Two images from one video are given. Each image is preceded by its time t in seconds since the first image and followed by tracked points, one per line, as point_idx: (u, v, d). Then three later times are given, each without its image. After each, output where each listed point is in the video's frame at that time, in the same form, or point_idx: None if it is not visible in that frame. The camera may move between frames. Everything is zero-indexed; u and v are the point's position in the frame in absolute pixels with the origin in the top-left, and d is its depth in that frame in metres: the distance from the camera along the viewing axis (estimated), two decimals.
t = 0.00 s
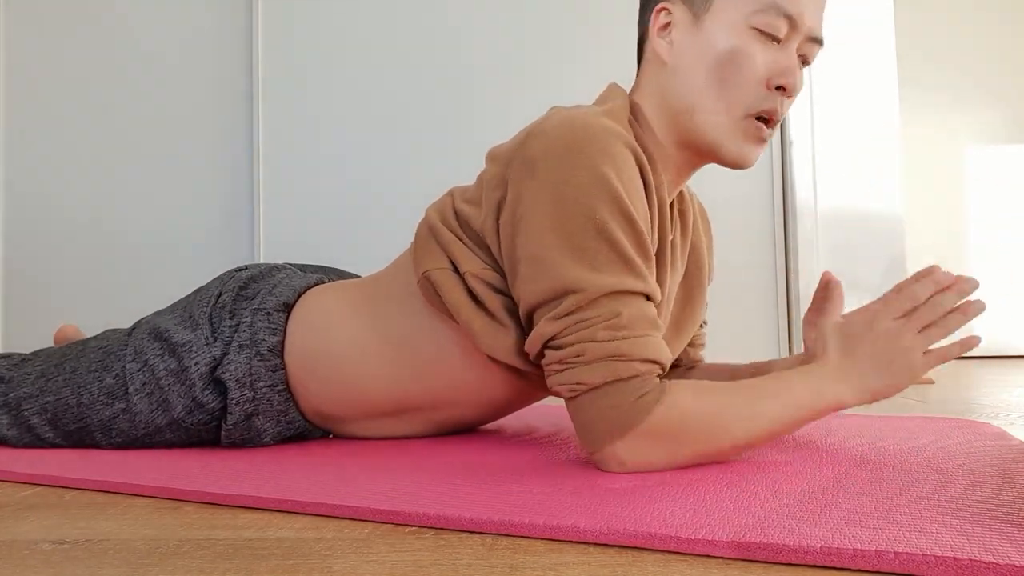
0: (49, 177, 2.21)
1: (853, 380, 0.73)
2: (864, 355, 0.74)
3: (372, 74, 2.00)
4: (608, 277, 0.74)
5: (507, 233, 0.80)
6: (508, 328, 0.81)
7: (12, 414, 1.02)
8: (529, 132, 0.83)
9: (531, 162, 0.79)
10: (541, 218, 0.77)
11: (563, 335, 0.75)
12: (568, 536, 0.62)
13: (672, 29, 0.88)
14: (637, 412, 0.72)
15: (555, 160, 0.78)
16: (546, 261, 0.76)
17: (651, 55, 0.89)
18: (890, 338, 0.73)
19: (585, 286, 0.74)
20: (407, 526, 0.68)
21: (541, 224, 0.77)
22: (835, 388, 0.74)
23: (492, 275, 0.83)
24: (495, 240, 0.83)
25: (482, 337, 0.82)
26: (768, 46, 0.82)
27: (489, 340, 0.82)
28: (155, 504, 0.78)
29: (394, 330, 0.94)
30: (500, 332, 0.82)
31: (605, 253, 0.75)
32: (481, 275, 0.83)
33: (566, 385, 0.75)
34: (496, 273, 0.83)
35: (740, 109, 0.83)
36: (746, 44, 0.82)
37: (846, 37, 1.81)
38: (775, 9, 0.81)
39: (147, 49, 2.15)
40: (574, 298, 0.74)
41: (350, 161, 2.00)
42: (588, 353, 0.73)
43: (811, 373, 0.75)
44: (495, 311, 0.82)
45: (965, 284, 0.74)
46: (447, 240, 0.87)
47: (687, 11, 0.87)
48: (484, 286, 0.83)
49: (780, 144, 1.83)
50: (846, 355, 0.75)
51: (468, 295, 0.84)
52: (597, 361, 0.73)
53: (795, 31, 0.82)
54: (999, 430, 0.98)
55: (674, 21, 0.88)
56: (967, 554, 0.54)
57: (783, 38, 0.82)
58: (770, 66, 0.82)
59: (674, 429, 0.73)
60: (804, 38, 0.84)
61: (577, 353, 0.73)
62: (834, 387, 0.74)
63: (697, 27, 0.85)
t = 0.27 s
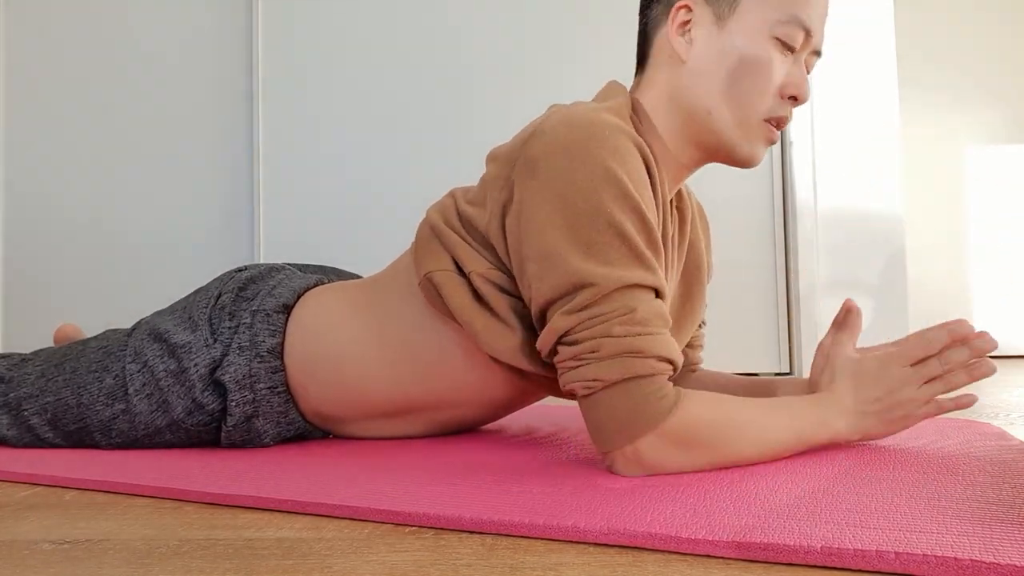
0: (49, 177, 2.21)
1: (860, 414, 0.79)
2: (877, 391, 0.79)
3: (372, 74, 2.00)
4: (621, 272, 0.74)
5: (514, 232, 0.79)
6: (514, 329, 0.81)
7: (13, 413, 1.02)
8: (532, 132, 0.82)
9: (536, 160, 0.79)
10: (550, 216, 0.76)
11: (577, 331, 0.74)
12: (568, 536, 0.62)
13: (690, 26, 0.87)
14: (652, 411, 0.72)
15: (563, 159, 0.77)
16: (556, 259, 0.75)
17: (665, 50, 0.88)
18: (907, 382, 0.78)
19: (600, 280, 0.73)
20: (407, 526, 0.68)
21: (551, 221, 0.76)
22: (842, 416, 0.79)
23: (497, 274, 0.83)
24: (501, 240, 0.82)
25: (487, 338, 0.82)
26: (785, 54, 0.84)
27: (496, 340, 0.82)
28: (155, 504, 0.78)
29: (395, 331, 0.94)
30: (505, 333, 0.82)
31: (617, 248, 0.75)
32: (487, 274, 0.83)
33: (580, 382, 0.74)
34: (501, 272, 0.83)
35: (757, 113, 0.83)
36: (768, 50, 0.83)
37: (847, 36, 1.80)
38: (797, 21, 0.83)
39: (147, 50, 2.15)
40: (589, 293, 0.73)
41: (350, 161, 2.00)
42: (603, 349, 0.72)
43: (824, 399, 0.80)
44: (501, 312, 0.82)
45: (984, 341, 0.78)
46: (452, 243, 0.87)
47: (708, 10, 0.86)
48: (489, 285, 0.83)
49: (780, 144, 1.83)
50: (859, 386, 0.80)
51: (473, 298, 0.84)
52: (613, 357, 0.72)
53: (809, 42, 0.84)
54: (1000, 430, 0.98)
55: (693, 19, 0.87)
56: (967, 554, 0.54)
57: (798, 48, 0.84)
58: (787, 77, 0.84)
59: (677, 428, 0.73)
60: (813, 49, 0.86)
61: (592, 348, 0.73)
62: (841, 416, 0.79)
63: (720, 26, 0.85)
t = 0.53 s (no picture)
0: (49, 178, 2.21)
1: (859, 410, 0.79)
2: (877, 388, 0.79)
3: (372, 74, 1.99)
4: (621, 274, 0.73)
5: (518, 228, 0.79)
6: (514, 331, 0.81)
7: (14, 412, 1.02)
8: (540, 127, 0.82)
9: (540, 158, 0.78)
10: (555, 212, 0.75)
11: (571, 335, 0.74)
12: (568, 536, 0.62)
13: (707, 28, 0.87)
14: (646, 417, 0.72)
15: (571, 154, 0.77)
16: (557, 257, 0.74)
17: (679, 50, 0.88)
18: (903, 380, 0.79)
19: (597, 283, 0.72)
20: (407, 526, 0.68)
21: (553, 219, 0.75)
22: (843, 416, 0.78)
23: (498, 276, 0.83)
24: (504, 238, 0.82)
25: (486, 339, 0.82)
26: (800, 60, 0.85)
27: (494, 342, 0.82)
28: (155, 504, 0.78)
29: (395, 332, 0.94)
30: (505, 335, 0.82)
31: (621, 249, 0.74)
32: (486, 276, 0.83)
33: (575, 386, 0.74)
34: (502, 273, 0.83)
35: (775, 119, 0.84)
36: (785, 56, 0.83)
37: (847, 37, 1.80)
38: (813, 27, 0.84)
39: (147, 50, 2.15)
40: (584, 296, 0.73)
41: (349, 161, 2.00)
42: (599, 354, 0.72)
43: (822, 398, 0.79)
44: (502, 314, 0.82)
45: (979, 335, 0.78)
46: (451, 244, 0.87)
47: (725, 12, 0.86)
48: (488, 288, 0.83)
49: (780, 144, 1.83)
50: (857, 384, 0.80)
51: (473, 300, 0.84)
52: (608, 362, 0.72)
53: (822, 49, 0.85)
54: (999, 429, 0.98)
55: (710, 20, 0.87)
56: (967, 554, 0.54)
57: (812, 54, 0.85)
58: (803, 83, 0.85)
59: (676, 430, 0.72)
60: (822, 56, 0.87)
61: (587, 353, 0.73)
62: (841, 416, 0.78)
63: (739, 29, 0.85)
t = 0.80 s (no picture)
0: (50, 179, 2.21)
1: (854, 410, 0.77)
2: (881, 390, 0.77)
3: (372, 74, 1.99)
4: (618, 277, 0.73)
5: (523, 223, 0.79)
6: (516, 332, 0.81)
7: (19, 409, 1.02)
8: (550, 123, 0.82)
9: (546, 155, 0.79)
10: (560, 209, 0.75)
11: (561, 336, 0.74)
12: (568, 536, 0.62)
13: (717, 30, 0.86)
14: (629, 422, 0.72)
15: (580, 151, 0.77)
16: (558, 256, 0.74)
17: (688, 52, 0.88)
18: (908, 385, 0.77)
19: (592, 287, 0.72)
20: (407, 526, 0.68)
21: (555, 217, 0.75)
22: (843, 417, 0.76)
23: (502, 275, 0.83)
24: (509, 234, 0.82)
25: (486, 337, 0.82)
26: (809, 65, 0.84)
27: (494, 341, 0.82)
28: (155, 504, 0.78)
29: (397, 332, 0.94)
30: (506, 335, 0.81)
31: (624, 253, 0.73)
32: (490, 276, 0.83)
33: (561, 388, 0.74)
34: (505, 274, 0.83)
35: (782, 123, 0.84)
36: (796, 60, 0.83)
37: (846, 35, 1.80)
38: (823, 31, 0.83)
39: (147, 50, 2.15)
40: (576, 298, 0.73)
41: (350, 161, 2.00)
42: (586, 356, 0.72)
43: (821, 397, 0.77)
44: (504, 313, 0.82)
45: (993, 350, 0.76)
46: (453, 241, 0.87)
47: (736, 14, 0.85)
48: (489, 287, 0.83)
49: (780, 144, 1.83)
50: (858, 384, 0.78)
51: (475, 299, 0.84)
52: (594, 365, 0.72)
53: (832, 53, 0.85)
54: (999, 429, 0.98)
55: (721, 22, 0.86)
56: (968, 554, 0.54)
57: (822, 58, 0.85)
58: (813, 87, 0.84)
59: (664, 436, 0.72)
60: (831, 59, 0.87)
61: (575, 355, 0.73)
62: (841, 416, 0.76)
63: (749, 33, 0.84)
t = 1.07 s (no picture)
0: (50, 180, 2.21)
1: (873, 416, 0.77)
2: (898, 400, 0.77)
3: (372, 74, 2.00)
4: (612, 277, 0.73)
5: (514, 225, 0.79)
6: (510, 325, 0.81)
7: (17, 410, 1.02)
8: (543, 123, 0.82)
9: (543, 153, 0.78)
10: (553, 211, 0.75)
11: (561, 335, 0.74)
12: (568, 536, 0.62)
13: (728, 43, 0.86)
14: (633, 421, 0.72)
15: (570, 152, 0.77)
16: (551, 256, 0.74)
17: (697, 59, 0.87)
18: (926, 395, 0.78)
19: (588, 286, 0.72)
20: (407, 526, 0.68)
21: (549, 217, 0.75)
22: (863, 424, 0.75)
23: (495, 268, 0.83)
24: (502, 235, 0.82)
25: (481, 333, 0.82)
26: (810, 97, 0.84)
27: (490, 337, 0.82)
28: (155, 504, 0.78)
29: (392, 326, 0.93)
30: (502, 328, 0.82)
31: (616, 254, 0.74)
32: (484, 269, 0.83)
33: (563, 387, 0.74)
34: (498, 266, 0.83)
35: (766, 149, 0.84)
36: (796, 92, 0.82)
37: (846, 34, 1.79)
38: (830, 66, 0.82)
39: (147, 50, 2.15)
40: (575, 296, 0.73)
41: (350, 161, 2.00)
42: (586, 355, 0.72)
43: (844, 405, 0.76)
44: (498, 306, 0.82)
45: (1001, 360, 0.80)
46: (451, 234, 0.86)
47: (750, 32, 0.84)
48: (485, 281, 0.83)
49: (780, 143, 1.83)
50: (873, 391, 0.78)
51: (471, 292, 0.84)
52: (595, 364, 0.72)
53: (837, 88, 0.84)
54: (998, 429, 0.98)
55: (733, 36, 0.85)
56: (968, 555, 0.54)
57: (824, 93, 0.84)
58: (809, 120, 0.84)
59: (670, 435, 0.72)
60: (836, 93, 0.86)
61: (576, 354, 0.73)
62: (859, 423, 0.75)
63: (757, 53, 0.84)
